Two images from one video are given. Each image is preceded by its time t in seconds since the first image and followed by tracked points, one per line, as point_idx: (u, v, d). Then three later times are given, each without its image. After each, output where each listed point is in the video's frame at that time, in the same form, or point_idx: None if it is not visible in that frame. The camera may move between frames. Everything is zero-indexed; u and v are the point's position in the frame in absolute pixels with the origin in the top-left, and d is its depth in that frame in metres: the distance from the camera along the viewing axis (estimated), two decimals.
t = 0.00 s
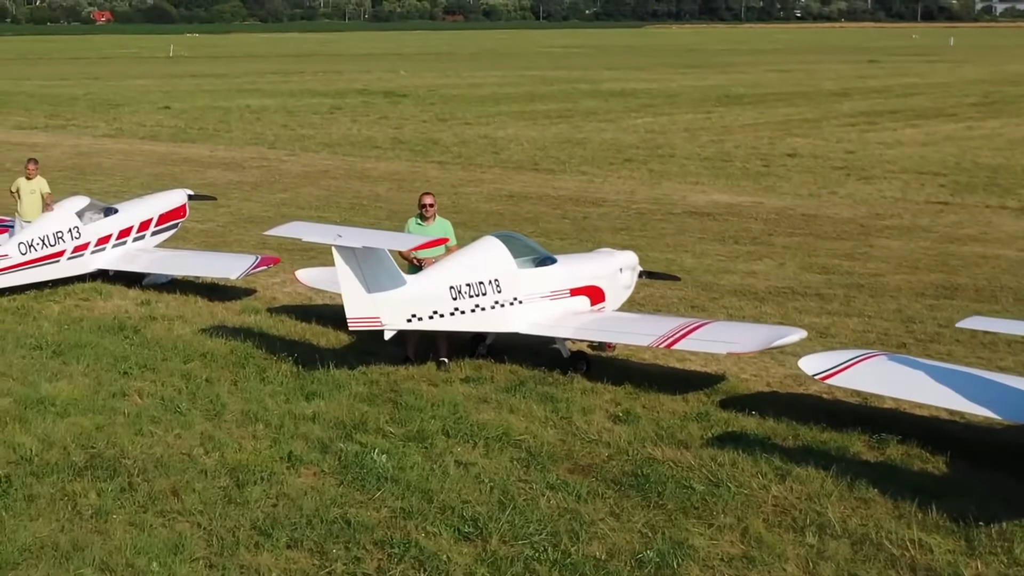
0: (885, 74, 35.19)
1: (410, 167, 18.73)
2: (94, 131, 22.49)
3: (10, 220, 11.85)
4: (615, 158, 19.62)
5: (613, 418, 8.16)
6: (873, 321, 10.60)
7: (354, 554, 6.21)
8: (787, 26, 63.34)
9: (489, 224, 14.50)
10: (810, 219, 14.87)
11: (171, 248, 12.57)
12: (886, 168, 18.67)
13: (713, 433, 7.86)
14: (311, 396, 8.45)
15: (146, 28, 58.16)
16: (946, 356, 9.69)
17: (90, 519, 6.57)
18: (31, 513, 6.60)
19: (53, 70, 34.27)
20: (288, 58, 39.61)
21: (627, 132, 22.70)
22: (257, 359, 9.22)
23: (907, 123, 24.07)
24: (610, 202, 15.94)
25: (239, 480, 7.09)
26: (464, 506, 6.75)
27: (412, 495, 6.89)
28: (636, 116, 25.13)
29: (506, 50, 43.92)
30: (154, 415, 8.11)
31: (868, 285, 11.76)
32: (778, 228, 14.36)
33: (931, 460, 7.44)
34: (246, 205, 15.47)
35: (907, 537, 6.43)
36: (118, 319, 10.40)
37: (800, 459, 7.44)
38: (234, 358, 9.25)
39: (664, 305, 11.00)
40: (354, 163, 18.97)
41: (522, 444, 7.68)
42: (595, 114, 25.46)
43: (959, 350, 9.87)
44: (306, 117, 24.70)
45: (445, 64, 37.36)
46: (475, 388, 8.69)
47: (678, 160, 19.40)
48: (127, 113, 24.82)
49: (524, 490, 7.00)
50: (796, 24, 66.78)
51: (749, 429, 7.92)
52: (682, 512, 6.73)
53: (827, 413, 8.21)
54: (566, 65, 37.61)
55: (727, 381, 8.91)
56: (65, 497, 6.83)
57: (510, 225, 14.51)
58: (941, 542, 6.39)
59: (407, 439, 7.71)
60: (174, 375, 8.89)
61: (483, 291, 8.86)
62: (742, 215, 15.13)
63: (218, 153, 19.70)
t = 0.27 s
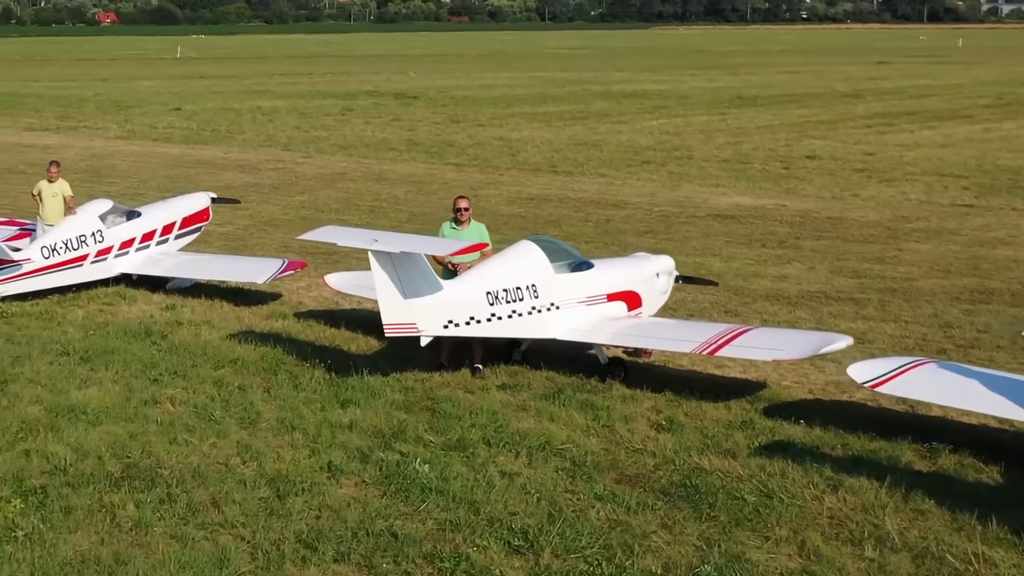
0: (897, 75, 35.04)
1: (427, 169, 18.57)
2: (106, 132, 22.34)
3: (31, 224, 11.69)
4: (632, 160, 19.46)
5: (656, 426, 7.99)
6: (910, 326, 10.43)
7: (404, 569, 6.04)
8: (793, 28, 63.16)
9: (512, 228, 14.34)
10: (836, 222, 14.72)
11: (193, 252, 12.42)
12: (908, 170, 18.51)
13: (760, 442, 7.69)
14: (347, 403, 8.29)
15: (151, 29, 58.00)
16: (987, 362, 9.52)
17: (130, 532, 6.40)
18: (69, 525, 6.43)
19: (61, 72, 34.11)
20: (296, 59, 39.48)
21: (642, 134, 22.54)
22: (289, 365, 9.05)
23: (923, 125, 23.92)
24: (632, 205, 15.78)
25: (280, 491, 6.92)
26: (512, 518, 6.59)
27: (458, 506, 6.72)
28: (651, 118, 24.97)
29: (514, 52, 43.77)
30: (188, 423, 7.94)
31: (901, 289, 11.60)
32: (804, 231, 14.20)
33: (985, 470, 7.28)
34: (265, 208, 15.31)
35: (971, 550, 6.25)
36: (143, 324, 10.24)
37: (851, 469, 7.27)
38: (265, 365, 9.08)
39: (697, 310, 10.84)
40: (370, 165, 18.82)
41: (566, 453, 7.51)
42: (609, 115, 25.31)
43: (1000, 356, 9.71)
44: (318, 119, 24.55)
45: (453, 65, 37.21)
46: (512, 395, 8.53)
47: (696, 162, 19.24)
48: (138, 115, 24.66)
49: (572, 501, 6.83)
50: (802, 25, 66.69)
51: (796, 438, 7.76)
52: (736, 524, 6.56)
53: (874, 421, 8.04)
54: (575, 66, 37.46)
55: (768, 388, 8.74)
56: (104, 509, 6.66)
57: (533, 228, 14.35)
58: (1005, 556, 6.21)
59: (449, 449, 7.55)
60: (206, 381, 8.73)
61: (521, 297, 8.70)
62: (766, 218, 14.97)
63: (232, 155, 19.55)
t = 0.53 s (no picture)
0: (909, 76, 34.88)
1: (445, 171, 18.41)
2: (119, 134, 22.17)
3: (54, 227, 11.54)
4: (651, 163, 19.29)
5: (702, 435, 7.83)
6: (949, 331, 10.27)
7: None
8: (799, 29, 63.02)
9: (536, 231, 14.18)
10: (863, 225, 14.55)
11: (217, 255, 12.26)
12: (930, 172, 18.34)
13: (810, 452, 7.52)
14: (385, 411, 8.12)
15: (157, 31, 57.88)
16: None
17: (174, 546, 6.23)
18: (110, 539, 6.27)
19: (70, 73, 33.96)
20: (304, 61, 39.33)
21: (658, 136, 22.38)
22: (322, 372, 8.89)
23: (941, 126, 23.74)
24: (655, 207, 15.61)
25: (323, 503, 6.75)
26: (563, 531, 6.42)
27: (507, 518, 6.55)
28: (666, 119, 24.80)
29: (522, 53, 43.62)
30: (224, 432, 7.78)
31: (937, 294, 11.43)
32: (831, 235, 14.04)
33: None
34: (285, 210, 15.14)
35: None
36: (171, 330, 10.08)
37: (907, 479, 7.10)
38: (299, 372, 8.92)
39: (732, 315, 10.67)
40: (387, 167, 18.66)
41: (613, 464, 7.34)
42: (623, 117, 25.14)
43: None
44: (332, 120, 24.39)
45: (463, 66, 37.03)
46: (553, 403, 8.36)
47: (716, 165, 19.07)
48: (150, 117, 24.50)
49: (624, 513, 6.66)
50: (810, 26, 66.55)
51: (847, 447, 7.59)
52: (794, 537, 6.39)
53: (924, 431, 7.88)
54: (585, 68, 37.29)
55: (812, 395, 8.57)
56: (145, 522, 6.50)
57: (558, 231, 14.18)
58: None
59: (493, 459, 7.38)
60: (239, 389, 8.56)
61: (560, 302, 8.53)
62: (792, 221, 14.80)
63: (248, 157, 19.38)
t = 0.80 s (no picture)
0: (921, 77, 34.72)
1: (462, 172, 18.24)
2: (131, 135, 22.00)
3: (76, 231, 11.37)
4: (669, 164, 19.13)
5: (749, 444, 7.66)
6: (989, 336, 10.10)
7: None
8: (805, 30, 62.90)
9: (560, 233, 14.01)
10: (890, 228, 14.38)
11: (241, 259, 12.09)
12: (952, 174, 18.18)
13: (863, 461, 7.35)
14: (424, 419, 7.95)
15: (161, 31, 57.74)
16: None
17: (219, 559, 6.06)
18: (154, 552, 6.09)
19: (77, 74, 33.81)
20: (311, 61, 39.17)
21: (674, 137, 22.22)
22: (357, 379, 8.72)
23: (958, 127, 23.58)
24: (677, 209, 15.44)
25: (369, 514, 6.58)
26: (618, 544, 6.25)
27: (560, 531, 6.38)
28: (680, 120, 24.64)
29: (530, 53, 43.48)
30: (261, 441, 7.60)
31: (972, 298, 11.27)
32: (859, 237, 13.87)
33: None
34: (305, 213, 14.98)
35: None
36: (198, 335, 9.91)
37: (965, 490, 6.93)
38: (333, 378, 8.75)
39: (768, 320, 10.50)
40: (404, 168, 18.49)
41: (662, 474, 7.17)
42: (637, 118, 24.98)
43: None
44: (344, 121, 24.22)
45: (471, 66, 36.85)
46: (594, 411, 8.19)
47: (735, 166, 18.91)
48: (161, 117, 24.34)
49: (678, 526, 6.49)
50: (816, 27, 66.43)
51: (900, 456, 7.42)
52: (855, 551, 6.22)
53: (976, 440, 7.71)
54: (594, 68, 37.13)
55: (857, 403, 8.41)
56: (188, 534, 6.32)
57: (582, 233, 14.01)
58: None
59: (539, 469, 7.21)
60: (274, 396, 8.39)
61: (601, 308, 8.37)
62: (818, 223, 14.63)
63: (262, 159, 19.22)
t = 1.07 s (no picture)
0: (933, 78, 34.56)
1: (480, 174, 18.06)
2: (143, 136, 21.83)
3: (99, 234, 11.20)
4: (688, 166, 18.95)
5: (800, 454, 7.49)
6: None
7: None
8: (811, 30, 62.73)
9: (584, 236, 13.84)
10: (918, 231, 14.21)
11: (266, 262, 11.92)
12: (974, 176, 18.00)
13: (918, 472, 7.18)
14: (465, 428, 7.78)
15: (166, 32, 57.57)
16: None
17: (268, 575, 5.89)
18: (200, 567, 5.92)
19: (84, 74, 33.64)
20: (319, 61, 39.00)
21: (690, 138, 22.04)
22: (393, 386, 8.54)
23: (976, 129, 23.41)
24: (701, 212, 15.27)
25: (418, 528, 6.41)
26: (676, 559, 6.08)
27: (615, 545, 6.21)
28: (694, 121, 24.46)
29: (537, 54, 43.32)
30: (301, 450, 7.43)
31: (1010, 302, 11.09)
32: (887, 240, 13.69)
33: None
34: (325, 215, 14.80)
35: None
36: (227, 340, 9.74)
37: None
38: (368, 386, 8.57)
39: (805, 325, 10.33)
40: (421, 170, 18.31)
41: (714, 485, 7.00)
42: (651, 119, 24.81)
43: None
44: (356, 122, 24.04)
45: (480, 67, 36.69)
46: (638, 420, 8.02)
47: (755, 168, 18.73)
48: (172, 118, 24.16)
49: (737, 540, 6.31)
50: (821, 28, 66.31)
51: (955, 467, 7.25)
52: (920, 566, 6.05)
53: None
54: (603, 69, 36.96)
55: (905, 411, 8.23)
56: (234, 548, 6.14)
57: (606, 236, 13.83)
58: None
59: (587, 480, 7.04)
60: (310, 404, 8.22)
61: (643, 314, 8.20)
62: (845, 226, 14.46)
63: (277, 160, 19.04)
